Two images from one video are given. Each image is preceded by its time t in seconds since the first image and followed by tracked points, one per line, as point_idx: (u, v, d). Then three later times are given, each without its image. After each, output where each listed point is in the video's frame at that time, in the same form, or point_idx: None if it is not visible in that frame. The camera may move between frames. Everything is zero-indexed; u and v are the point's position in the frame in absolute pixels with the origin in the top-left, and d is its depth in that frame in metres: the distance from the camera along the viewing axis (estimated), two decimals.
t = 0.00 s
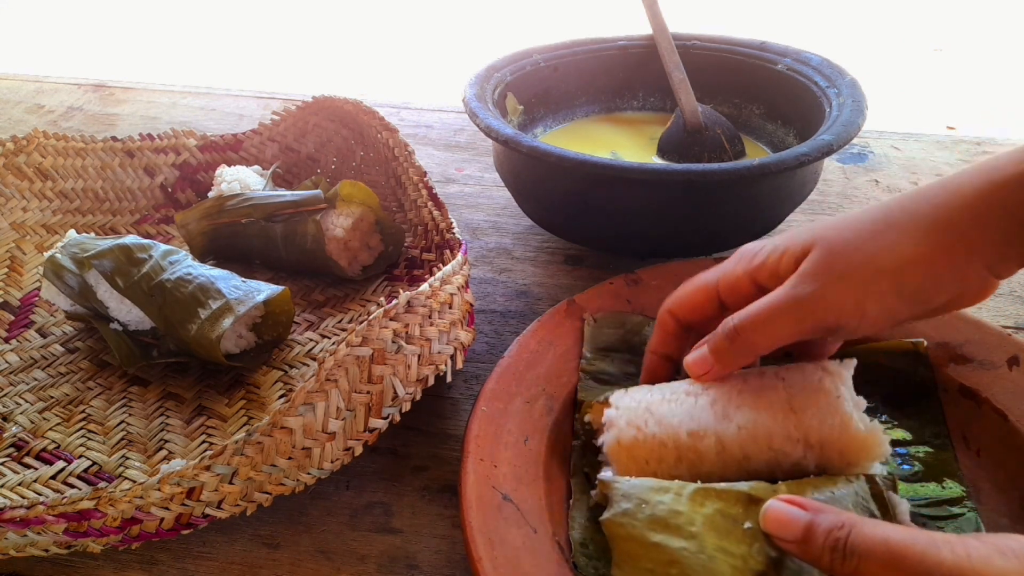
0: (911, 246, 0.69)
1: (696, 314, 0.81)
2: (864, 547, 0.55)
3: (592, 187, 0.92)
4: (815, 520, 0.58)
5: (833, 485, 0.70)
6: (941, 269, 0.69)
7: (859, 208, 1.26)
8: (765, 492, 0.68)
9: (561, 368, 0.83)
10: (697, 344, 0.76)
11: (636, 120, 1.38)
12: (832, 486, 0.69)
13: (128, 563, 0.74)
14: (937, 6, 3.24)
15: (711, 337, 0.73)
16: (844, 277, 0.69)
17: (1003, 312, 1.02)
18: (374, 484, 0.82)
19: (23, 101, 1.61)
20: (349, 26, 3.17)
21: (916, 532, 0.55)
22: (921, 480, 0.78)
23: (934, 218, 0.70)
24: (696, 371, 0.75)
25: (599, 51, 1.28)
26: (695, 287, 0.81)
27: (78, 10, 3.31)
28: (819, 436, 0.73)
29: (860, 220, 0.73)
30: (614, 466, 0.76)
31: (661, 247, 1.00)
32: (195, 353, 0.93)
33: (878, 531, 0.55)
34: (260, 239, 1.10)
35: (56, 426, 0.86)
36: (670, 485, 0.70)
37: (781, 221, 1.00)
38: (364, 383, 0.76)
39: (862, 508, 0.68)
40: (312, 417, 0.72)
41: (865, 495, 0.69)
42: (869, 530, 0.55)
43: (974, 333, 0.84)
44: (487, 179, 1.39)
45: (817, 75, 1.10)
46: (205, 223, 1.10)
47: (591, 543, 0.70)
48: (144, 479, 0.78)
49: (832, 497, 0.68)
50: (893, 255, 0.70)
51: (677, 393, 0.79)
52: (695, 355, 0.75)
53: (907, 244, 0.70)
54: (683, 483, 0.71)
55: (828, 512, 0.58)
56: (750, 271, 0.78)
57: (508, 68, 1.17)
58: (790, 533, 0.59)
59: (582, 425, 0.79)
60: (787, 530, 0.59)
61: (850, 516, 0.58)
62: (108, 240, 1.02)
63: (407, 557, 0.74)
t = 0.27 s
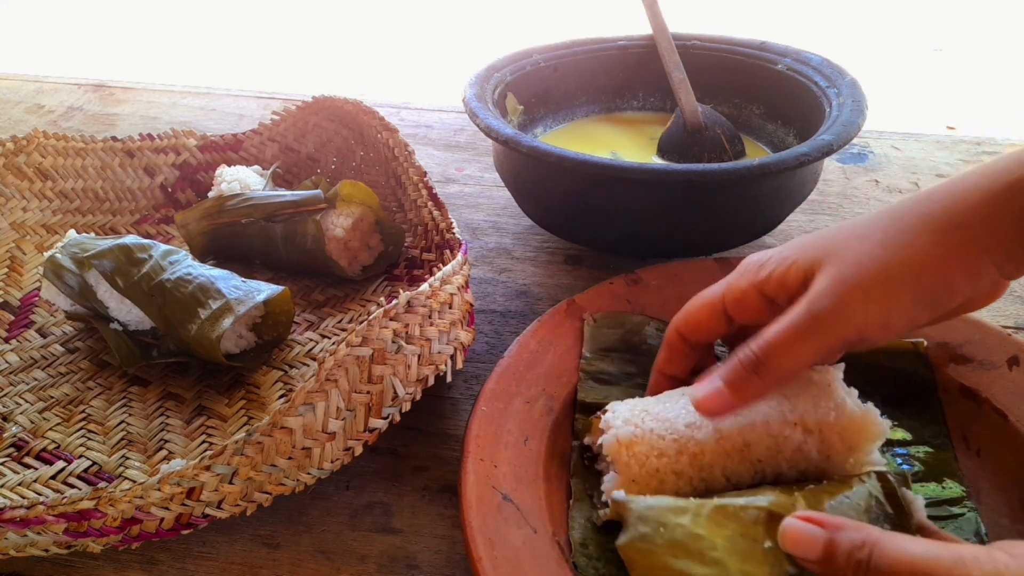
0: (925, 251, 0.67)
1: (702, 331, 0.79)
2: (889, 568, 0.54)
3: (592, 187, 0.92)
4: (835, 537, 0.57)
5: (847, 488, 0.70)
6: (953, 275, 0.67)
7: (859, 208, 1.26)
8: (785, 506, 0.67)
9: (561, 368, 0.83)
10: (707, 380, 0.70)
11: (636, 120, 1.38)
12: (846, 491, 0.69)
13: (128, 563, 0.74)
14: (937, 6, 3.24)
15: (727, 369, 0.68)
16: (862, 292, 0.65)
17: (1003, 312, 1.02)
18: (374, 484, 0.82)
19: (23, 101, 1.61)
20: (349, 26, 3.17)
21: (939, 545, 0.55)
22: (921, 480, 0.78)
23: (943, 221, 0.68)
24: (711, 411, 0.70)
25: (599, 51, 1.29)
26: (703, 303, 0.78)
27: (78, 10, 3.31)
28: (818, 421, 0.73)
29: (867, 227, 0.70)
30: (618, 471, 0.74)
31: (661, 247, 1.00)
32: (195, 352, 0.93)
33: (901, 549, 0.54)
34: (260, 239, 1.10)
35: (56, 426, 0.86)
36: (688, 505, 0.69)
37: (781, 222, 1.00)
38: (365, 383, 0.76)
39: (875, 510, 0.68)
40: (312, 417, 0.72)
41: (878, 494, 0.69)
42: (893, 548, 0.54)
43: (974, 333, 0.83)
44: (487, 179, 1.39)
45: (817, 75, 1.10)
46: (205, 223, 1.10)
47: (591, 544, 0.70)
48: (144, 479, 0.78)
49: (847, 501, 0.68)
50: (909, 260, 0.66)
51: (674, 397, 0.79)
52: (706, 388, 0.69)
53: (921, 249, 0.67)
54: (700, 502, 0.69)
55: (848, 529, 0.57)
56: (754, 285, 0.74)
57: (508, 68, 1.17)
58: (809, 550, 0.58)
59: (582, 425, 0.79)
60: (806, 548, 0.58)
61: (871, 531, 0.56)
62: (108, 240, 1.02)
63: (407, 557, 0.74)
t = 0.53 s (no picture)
0: (946, 266, 0.62)
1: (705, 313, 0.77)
2: None
3: (592, 187, 0.92)
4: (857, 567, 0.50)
5: (855, 506, 0.70)
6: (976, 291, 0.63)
7: (859, 208, 1.26)
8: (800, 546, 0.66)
9: (561, 368, 0.83)
10: (757, 447, 0.68)
11: (636, 120, 1.38)
12: (856, 513, 0.69)
13: (128, 563, 0.74)
14: (938, 6, 3.24)
15: (772, 429, 0.66)
16: (880, 318, 0.62)
17: (1003, 312, 1.02)
18: (374, 484, 0.82)
19: (22, 101, 1.61)
20: (349, 26, 3.17)
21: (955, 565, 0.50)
22: (921, 480, 0.78)
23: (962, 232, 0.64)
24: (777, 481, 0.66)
25: (599, 51, 1.28)
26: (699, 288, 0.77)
27: (77, 10, 3.31)
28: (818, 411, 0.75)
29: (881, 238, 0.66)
30: (620, 459, 0.74)
31: (661, 247, 1.00)
32: (195, 352, 0.93)
33: None
34: (260, 239, 1.10)
35: (56, 426, 0.86)
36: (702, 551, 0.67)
37: (781, 222, 1.00)
38: (365, 383, 0.76)
39: (884, 522, 0.69)
40: (312, 417, 0.72)
41: (884, 512, 0.69)
42: None
43: (974, 332, 0.82)
44: (487, 179, 1.39)
45: (817, 75, 1.10)
46: (205, 223, 1.10)
47: (591, 545, 0.70)
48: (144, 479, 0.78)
49: (858, 523, 0.68)
50: (929, 275, 0.62)
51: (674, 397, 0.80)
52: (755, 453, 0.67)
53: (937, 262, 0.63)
54: (712, 547, 0.67)
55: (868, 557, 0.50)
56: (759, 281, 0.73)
57: (508, 68, 1.17)
58: None
59: (582, 426, 0.79)
60: None
61: (887, 556, 0.51)
62: (108, 240, 1.02)
63: (407, 557, 0.74)
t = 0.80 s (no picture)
0: (954, 248, 0.63)
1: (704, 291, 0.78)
2: None
3: (592, 187, 0.92)
4: None
5: (865, 533, 0.69)
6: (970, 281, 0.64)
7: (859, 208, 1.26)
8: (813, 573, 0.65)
9: (561, 367, 0.83)
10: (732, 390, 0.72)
11: (636, 120, 1.38)
12: (864, 540, 0.68)
13: (128, 563, 0.74)
14: (937, 6, 3.24)
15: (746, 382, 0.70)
16: (881, 295, 0.63)
17: (1003, 312, 1.02)
18: (374, 484, 0.82)
19: (23, 101, 1.61)
20: (349, 26, 3.17)
21: None
22: (921, 480, 0.78)
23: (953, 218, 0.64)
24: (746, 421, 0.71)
25: (599, 51, 1.28)
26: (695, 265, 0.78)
27: (77, 10, 3.31)
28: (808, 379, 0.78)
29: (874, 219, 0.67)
30: (617, 418, 0.76)
31: (661, 247, 1.00)
32: (195, 352, 0.93)
33: None
34: (260, 239, 1.10)
35: (56, 426, 0.86)
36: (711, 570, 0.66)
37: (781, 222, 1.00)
38: (365, 383, 0.76)
39: (895, 546, 0.67)
40: (312, 417, 0.72)
41: (894, 533, 0.68)
42: None
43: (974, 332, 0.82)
44: (487, 179, 1.39)
45: (817, 75, 1.10)
46: (205, 223, 1.10)
47: (591, 545, 0.70)
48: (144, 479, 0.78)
49: (868, 549, 0.67)
50: (935, 257, 0.63)
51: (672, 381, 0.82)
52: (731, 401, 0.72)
53: (934, 249, 0.63)
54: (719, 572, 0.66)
55: None
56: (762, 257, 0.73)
57: (508, 68, 1.17)
58: None
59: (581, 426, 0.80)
60: None
61: None
62: (108, 240, 1.02)
63: (407, 557, 0.74)
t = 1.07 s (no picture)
0: (973, 293, 0.57)
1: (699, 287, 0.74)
2: None
3: (592, 187, 0.92)
4: None
5: (867, 525, 0.69)
6: (990, 331, 0.58)
7: (859, 208, 1.26)
8: (817, 567, 0.65)
9: (562, 368, 0.83)
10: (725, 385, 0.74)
11: (636, 120, 1.38)
12: (867, 534, 0.68)
13: (128, 563, 0.74)
14: (937, 6, 3.24)
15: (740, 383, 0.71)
16: (884, 340, 0.59)
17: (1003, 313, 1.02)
18: (374, 484, 0.82)
19: (23, 101, 1.61)
20: (349, 26, 3.17)
21: None
22: (921, 480, 0.78)
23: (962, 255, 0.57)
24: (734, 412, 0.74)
25: (599, 51, 1.28)
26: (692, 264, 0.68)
27: (77, 10, 3.31)
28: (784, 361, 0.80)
29: (877, 249, 0.61)
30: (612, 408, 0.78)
31: (661, 247, 1.00)
32: (195, 352, 0.93)
33: None
34: (260, 239, 1.10)
35: (56, 426, 0.86)
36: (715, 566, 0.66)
37: (781, 222, 1.00)
38: (365, 383, 0.76)
39: (897, 538, 0.68)
40: (312, 417, 0.72)
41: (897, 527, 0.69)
42: None
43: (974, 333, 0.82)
44: (487, 179, 1.39)
45: (817, 75, 1.10)
46: (205, 223, 1.10)
47: (591, 545, 0.70)
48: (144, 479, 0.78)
49: (870, 542, 0.67)
50: (951, 302, 0.58)
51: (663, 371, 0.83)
52: (722, 394, 0.74)
53: (948, 303, 0.58)
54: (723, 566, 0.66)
55: None
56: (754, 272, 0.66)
57: (508, 68, 1.17)
58: None
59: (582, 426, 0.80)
60: None
61: None
62: (108, 240, 1.02)
63: (407, 557, 0.74)
